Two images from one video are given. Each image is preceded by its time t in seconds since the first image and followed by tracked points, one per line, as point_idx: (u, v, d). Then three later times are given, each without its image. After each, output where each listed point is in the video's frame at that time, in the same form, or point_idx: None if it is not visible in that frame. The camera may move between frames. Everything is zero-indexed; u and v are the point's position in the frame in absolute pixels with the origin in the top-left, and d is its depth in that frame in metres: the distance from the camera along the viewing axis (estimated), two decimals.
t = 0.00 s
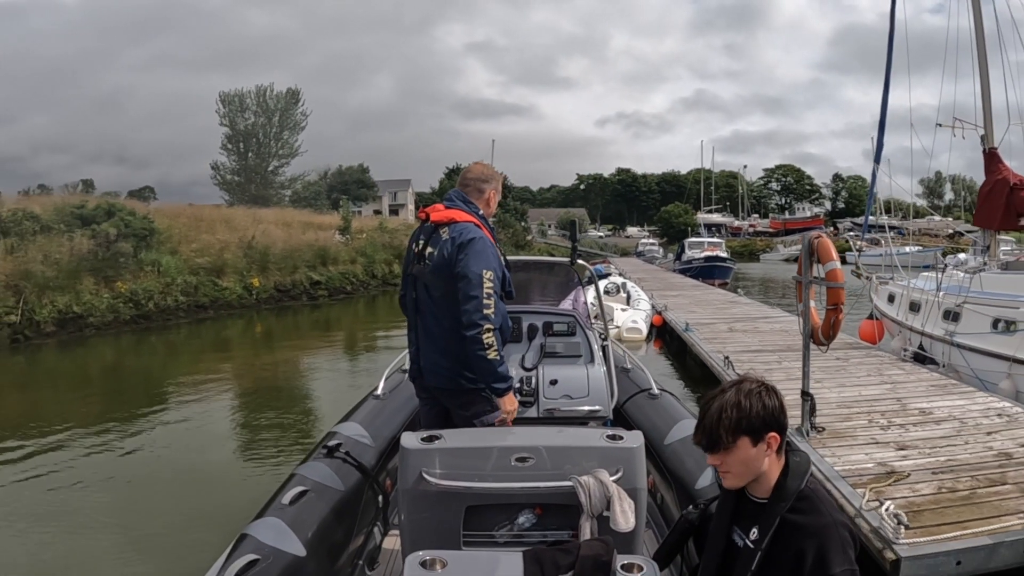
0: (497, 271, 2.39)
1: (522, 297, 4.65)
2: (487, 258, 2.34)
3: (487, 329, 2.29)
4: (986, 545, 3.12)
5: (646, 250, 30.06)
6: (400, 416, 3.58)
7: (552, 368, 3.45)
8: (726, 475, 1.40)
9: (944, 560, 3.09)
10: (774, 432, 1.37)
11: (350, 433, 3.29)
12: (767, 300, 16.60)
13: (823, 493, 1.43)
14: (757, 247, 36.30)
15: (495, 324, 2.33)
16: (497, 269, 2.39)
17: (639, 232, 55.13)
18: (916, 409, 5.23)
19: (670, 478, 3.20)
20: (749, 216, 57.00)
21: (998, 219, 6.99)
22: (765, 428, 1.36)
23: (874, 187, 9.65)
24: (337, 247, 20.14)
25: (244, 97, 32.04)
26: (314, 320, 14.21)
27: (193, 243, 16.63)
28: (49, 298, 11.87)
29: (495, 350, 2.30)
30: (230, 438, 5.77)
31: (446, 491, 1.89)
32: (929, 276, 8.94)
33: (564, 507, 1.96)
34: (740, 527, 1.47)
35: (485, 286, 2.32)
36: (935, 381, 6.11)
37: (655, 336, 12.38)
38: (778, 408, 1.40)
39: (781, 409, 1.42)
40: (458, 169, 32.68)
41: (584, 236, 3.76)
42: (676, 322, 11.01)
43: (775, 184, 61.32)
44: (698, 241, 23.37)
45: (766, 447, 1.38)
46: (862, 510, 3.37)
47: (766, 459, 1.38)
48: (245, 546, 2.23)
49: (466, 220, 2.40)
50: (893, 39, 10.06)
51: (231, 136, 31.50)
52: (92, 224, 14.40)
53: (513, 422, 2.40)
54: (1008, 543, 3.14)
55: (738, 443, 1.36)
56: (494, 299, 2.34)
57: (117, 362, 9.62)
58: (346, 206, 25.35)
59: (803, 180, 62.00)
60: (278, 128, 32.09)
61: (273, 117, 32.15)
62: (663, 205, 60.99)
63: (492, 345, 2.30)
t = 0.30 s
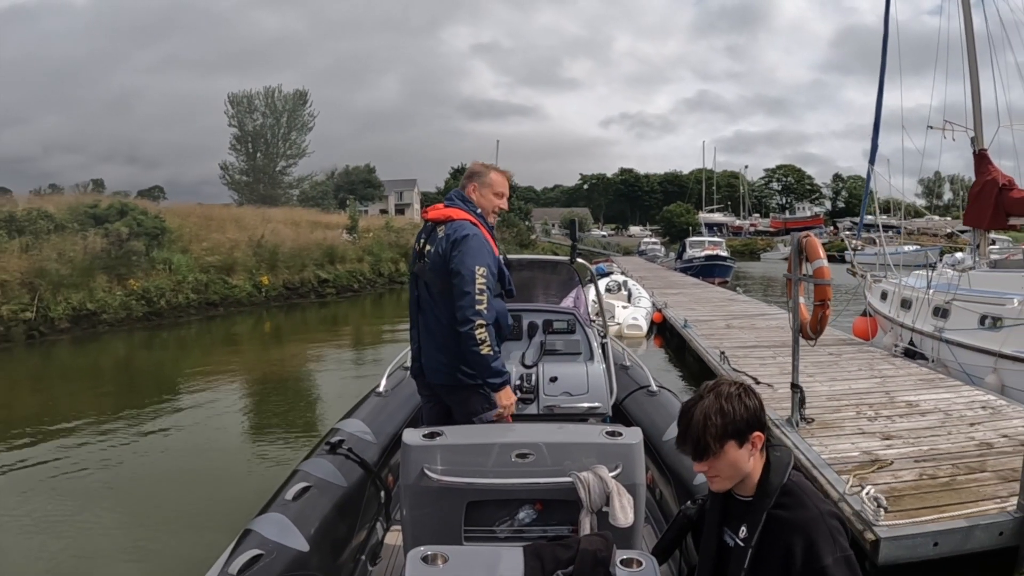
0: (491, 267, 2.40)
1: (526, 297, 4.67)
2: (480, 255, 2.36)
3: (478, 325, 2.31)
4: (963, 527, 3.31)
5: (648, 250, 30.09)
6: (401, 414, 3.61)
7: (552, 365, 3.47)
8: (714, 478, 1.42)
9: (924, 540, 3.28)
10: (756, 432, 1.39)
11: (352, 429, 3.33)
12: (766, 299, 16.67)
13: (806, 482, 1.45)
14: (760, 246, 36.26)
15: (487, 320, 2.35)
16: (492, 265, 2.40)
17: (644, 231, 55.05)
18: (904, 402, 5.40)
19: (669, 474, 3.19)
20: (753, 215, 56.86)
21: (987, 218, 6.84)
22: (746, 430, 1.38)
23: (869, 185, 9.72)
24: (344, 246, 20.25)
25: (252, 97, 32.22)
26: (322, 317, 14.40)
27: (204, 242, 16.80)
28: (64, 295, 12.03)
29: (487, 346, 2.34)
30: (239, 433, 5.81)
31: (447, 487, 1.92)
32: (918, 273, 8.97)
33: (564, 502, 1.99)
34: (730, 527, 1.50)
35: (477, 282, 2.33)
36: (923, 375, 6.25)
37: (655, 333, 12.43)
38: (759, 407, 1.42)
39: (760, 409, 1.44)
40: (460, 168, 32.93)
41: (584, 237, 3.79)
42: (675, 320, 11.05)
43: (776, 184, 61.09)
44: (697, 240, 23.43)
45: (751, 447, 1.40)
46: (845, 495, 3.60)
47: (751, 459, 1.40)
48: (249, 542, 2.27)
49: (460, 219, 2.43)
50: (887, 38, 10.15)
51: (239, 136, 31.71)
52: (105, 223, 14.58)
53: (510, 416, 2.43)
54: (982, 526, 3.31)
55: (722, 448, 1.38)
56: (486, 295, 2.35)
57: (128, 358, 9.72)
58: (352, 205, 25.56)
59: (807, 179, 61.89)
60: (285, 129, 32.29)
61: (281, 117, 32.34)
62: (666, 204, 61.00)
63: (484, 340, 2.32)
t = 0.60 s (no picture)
0: (465, 268, 2.27)
1: (530, 295, 4.70)
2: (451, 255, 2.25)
3: (440, 326, 2.22)
4: (938, 510, 3.41)
5: (651, 249, 29.98)
6: (401, 412, 3.64)
7: (551, 362, 3.49)
8: (694, 472, 1.44)
9: (902, 522, 3.40)
10: (730, 421, 1.42)
11: (353, 425, 3.37)
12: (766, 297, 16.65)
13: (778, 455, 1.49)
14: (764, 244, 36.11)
15: (453, 322, 2.23)
16: (465, 267, 2.26)
17: (649, 230, 54.89)
18: (891, 394, 5.46)
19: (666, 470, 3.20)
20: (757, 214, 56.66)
21: (976, 218, 7.05)
22: (721, 420, 1.40)
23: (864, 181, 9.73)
24: (352, 245, 20.34)
25: (260, 98, 32.41)
26: (331, 314, 14.54)
27: (214, 241, 16.96)
28: (77, 293, 12.20)
29: (448, 347, 2.22)
30: (247, 429, 5.85)
31: (448, 482, 1.95)
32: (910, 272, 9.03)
33: (563, 499, 2.03)
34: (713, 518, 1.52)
35: (444, 284, 2.24)
36: (912, 369, 6.29)
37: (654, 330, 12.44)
38: (730, 399, 1.45)
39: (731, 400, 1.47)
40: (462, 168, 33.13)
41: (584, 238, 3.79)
42: (674, 316, 11.06)
43: (777, 184, 60.80)
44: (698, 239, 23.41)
45: (726, 437, 1.42)
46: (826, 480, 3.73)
47: (727, 448, 1.42)
48: (252, 536, 2.31)
49: (442, 218, 2.34)
50: (880, 38, 10.21)
51: (248, 137, 31.93)
52: (118, 223, 14.79)
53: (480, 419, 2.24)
54: (959, 509, 3.43)
55: (700, 441, 1.39)
56: (453, 296, 2.23)
57: (140, 354, 9.84)
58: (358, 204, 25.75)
59: (809, 178, 61.44)
60: (293, 130, 32.49)
61: (289, 119, 32.54)
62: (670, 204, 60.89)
63: (446, 342, 2.22)
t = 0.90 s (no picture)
0: (455, 268, 2.22)
1: (534, 293, 4.74)
2: (440, 254, 2.20)
3: (421, 322, 2.16)
4: (918, 495, 3.50)
5: (653, 246, 29.88)
6: (402, 410, 3.67)
7: (551, 361, 3.50)
8: (674, 476, 1.40)
9: (882, 505, 3.48)
10: (707, 424, 1.38)
11: (355, 422, 3.40)
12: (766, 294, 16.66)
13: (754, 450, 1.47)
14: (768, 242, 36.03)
15: (434, 319, 2.17)
16: (454, 266, 2.21)
17: (654, 229, 54.78)
18: (878, 387, 5.52)
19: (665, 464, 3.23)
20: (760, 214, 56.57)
21: (965, 218, 7.12)
22: (698, 423, 1.37)
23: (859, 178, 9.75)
24: (359, 244, 20.41)
25: (267, 98, 32.55)
26: (338, 311, 14.63)
27: (224, 240, 17.09)
28: (91, 290, 12.35)
29: (425, 342, 2.16)
30: (254, 425, 5.90)
31: (448, 479, 1.98)
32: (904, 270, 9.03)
33: (563, 495, 2.06)
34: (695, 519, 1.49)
35: (431, 281, 2.19)
36: (902, 363, 6.33)
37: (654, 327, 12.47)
38: (705, 401, 1.42)
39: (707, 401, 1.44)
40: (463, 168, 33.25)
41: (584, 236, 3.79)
42: (673, 313, 11.07)
43: (778, 183, 60.56)
44: (699, 238, 23.40)
45: (704, 439, 1.38)
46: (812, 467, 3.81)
47: (704, 451, 1.39)
48: (255, 532, 2.35)
49: (438, 216, 2.30)
50: (875, 36, 10.24)
51: (256, 137, 32.10)
52: (130, 222, 14.93)
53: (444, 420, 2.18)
54: (936, 493, 3.52)
55: (677, 445, 1.36)
56: (437, 294, 2.18)
57: (152, 350, 9.93)
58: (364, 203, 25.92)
59: (811, 178, 61.25)
60: (300, 130, 32.66)
61: (296, 120, 32.72)
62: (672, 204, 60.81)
63: (424, 338, 2.17)
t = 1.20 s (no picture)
0: (458, 264, 2.25)
1: (537, 291, 4.75)
2: (442, 250, 2.24)
3: (427, 317, 2.20)
4: (897, 481, 3.58)
5: (654, 245, 29.85)
6: (404, 407, 3.72)
7: (551, 358, 3.53)
8: (655, 481, 1.35)
9: (863, 490, 3.56)
10: (686, 428, 1.32)
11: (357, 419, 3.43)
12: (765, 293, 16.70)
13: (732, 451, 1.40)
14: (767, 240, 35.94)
15: (441, 314, 2.21)
16: (456, 262, 2.25)
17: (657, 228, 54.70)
18: (867, 380, 5.62)
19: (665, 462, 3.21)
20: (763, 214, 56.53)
21: (955, 218, 7.12)
22: (675, 428, 1.31)
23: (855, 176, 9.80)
24: (365, 242, 20.48)
25: (275, 99, 32.66)
26: (345, 308, 14.72)
27: (233, 238, 17.20)
28: (104, 287, 12.48)
29: (434, 337, 2.20)
30: (262, 419, 5.96)
31: (450, 475, 2.02)
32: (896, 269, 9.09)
33: (562, 491, 2.10)
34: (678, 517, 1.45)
35: (435, 277, 2.22)
36: (892, 358, 6.41)
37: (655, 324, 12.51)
38: (684, 403, 1.35)
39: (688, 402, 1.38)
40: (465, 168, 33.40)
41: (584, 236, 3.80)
42: (671, 311, 11.13)
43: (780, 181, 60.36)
44: (699, 237, 23.35)
45: (683, 443, 1.32)
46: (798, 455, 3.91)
47: (684, 455, 1.33)
48: (259, 528, 2.38)
49: (439, 215, 2.33)
50: (869, 35, 10.28)
51: (264, 137, 32.28)
52: (142, 220, 15.05)
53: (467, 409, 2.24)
54: (916, 480, 3.61)
55: (654, 451, 1.30)
56: (441, 290, 2.22)
57: (164, 346, 10.02)
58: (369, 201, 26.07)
59: (811, 179, 61.31)
60: (307, 131, 32.82)
61: (303, 121, 32.88)
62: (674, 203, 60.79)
63: (432, 333, 2.20)
